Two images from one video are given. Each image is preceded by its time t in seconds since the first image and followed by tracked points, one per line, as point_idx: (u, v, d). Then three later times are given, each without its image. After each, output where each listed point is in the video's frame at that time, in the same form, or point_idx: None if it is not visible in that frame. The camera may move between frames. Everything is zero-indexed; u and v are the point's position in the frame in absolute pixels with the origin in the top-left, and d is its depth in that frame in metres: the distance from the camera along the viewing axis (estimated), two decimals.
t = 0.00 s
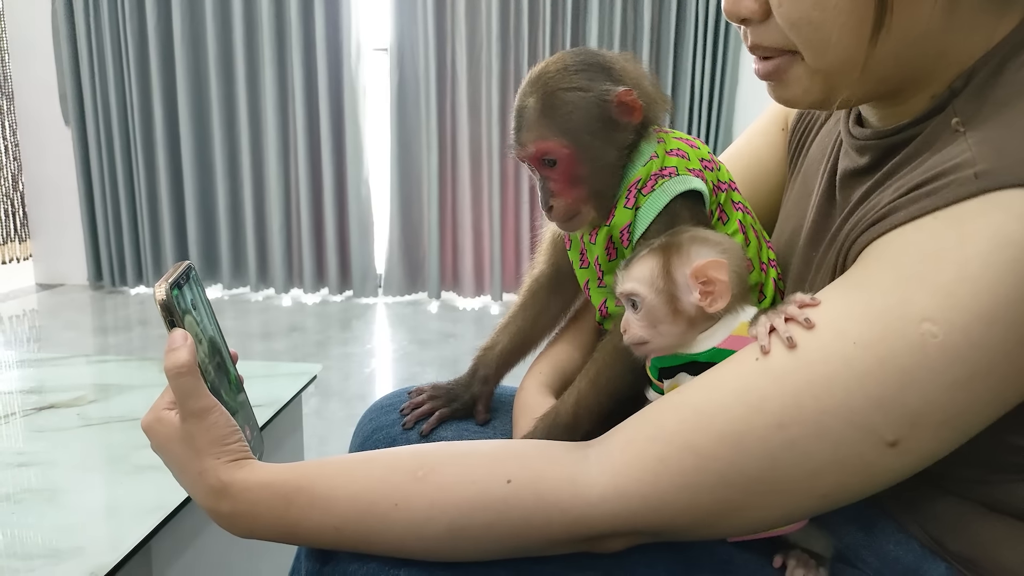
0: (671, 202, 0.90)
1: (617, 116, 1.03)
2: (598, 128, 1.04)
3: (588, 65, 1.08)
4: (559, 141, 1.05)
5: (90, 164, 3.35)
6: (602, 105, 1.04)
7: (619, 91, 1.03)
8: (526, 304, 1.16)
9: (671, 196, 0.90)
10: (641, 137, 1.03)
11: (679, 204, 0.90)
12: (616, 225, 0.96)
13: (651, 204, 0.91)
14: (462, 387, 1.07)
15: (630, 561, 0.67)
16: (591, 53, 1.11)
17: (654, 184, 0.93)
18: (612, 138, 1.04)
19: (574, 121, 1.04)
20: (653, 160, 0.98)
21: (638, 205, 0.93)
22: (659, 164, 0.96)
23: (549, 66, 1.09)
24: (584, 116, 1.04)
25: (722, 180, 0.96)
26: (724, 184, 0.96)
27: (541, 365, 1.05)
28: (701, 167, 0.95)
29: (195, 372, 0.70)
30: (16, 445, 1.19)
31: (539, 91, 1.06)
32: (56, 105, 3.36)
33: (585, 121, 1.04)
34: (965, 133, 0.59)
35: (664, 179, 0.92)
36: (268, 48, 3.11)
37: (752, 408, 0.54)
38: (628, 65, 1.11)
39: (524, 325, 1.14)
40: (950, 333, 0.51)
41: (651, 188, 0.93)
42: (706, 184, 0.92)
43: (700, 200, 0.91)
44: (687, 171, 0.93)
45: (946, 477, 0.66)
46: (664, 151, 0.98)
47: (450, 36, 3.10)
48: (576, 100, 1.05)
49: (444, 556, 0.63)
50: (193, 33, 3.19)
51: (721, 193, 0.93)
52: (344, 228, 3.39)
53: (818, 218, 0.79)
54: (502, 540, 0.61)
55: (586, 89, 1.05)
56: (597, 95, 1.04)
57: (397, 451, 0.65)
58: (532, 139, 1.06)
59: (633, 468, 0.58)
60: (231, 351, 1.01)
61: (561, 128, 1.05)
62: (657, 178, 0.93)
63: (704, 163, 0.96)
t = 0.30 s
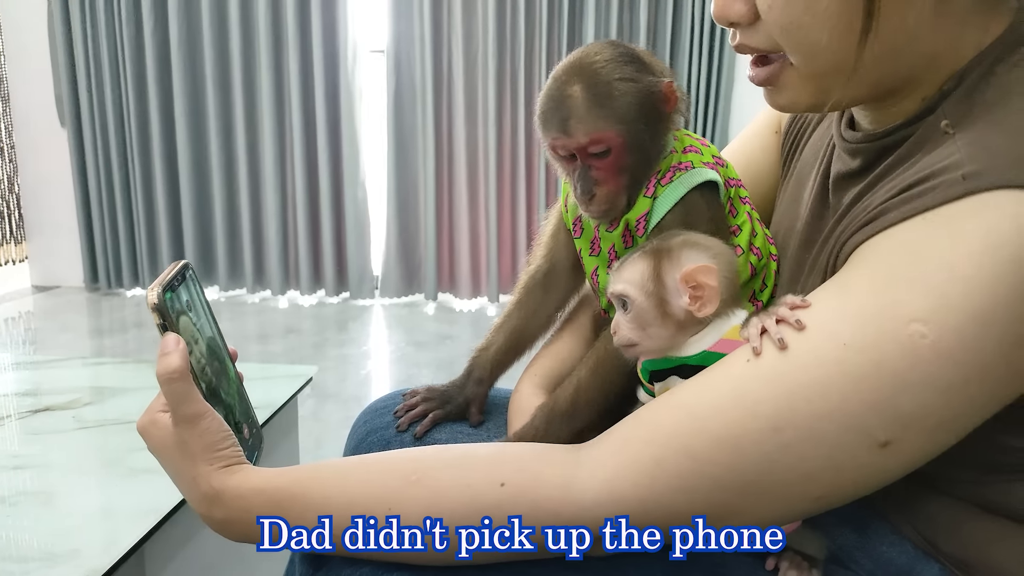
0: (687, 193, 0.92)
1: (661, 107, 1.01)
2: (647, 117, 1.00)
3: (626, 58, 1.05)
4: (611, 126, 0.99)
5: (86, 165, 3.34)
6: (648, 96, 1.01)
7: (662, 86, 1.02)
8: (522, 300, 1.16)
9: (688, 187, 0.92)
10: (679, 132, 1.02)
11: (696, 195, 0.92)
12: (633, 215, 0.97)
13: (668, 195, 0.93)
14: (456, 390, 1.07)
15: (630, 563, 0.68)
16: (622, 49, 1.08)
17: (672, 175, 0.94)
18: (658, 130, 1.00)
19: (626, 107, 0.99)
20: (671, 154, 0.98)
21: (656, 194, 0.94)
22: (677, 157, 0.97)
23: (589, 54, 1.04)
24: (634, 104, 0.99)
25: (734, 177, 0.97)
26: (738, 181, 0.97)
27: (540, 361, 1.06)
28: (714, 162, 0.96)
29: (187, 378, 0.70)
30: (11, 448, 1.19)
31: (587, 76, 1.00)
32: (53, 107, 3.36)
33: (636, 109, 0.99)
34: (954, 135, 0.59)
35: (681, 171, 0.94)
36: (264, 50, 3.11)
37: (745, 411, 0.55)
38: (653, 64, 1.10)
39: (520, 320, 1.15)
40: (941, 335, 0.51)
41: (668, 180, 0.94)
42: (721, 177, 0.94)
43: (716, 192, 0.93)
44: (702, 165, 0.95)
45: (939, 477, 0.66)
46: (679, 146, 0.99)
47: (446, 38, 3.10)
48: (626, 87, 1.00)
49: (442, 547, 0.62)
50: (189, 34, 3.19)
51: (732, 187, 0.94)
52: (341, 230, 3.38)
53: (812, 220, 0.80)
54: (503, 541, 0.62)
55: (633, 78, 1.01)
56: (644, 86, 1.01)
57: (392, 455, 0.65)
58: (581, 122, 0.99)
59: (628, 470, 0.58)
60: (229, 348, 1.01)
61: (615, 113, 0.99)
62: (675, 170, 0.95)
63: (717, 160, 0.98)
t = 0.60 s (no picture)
0: (699, 150, 0.89)
1: (640, 85, 1.04)
2: (624, 94, 1.04)
3: (620, 46, 1.10)
4: (587, 103, 1.05)
5: (83, 166, 3.34)
6: (628, 75, 1.05)
7: (643, 64, 1.04)
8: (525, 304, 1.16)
9: (701, 142, 0.90)
10: (665, 108, 1.03)
11: (708, 154, 0.89)
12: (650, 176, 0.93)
13: (682, 150, 0.90)
14: (448, 385, 1.07)
15: (625, 564, 0.68)
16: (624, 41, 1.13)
17: (683, 134, 0.92)
18: (637, 106, 1.04)
19: (602, 86, 1.04)
20: (677, 117, 0.98)
21: (670, 151, 0.92)
22: (687, 120, 0.96)
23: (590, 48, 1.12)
24: (611, 83, 1.04)
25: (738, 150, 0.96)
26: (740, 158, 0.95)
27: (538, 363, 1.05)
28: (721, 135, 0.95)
29: (188, 380, 0.70)
30: (6, 449, 1.19)
31: (573, 65, 1.08)
32: (49, 107, 3.35)
33: (612, 87, 1.04)
34: (943, 137, 0.60)
35: (693, 130, 0.92)
36: (261, 52, 3.11)
37: (737, 410, 0.55)
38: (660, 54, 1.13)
39: (519, 322, 1.14)
40: (929, 333, 0.51)
41: (680, 137, 0.93)
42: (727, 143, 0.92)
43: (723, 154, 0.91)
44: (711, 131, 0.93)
45: (929, 475, 0.67)
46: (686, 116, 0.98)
47: (443, 40, 3.10)
48: (605, 69, 1.05)
49: (443, 547, 0.63)
50: (186, 36, 3.19)
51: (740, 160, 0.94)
52: (337, 231, 3.39)
53: (806, 220, 0.80)
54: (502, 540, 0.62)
55: (616, 61, 1.06)
56: (624, 67, 1.05)
57: (387, 456, 0.66)
58: (564, 103, 1.07)
59: (622, 469, 0.58)
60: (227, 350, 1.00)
61: (590, 91, 1.05)
62: (685, 129, 0.93)
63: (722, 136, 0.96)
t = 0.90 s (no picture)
0: (712, 179, 0.91)
1: (654, 110, 1.04)
2: (637, 114, 1.04)
3: (644, 67, 1.10)
4: (599, 119, 1.05)
5: (82, 166, 3.34)
6: (644, 98, 1.05)
7: (661, 88, 1.04)
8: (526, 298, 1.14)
9: (716, 172, 0.92)
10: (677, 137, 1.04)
11: (720, 184, 0.91)
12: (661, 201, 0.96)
13: (695, 178, 0.92)
14: (449, 378, 1.07)
15: (621, 560, 0.68)
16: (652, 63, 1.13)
17: (697, 162, 0.95)
18: (648, 128, 1.04)
19: (616, 104, 1.05)
20: (694, 145, 1.00)
21: (683, 178, 0.94)
22: (702, 147, 0.99)
23: (615, 64, 1.12)
24: (625, 103, 1.05)
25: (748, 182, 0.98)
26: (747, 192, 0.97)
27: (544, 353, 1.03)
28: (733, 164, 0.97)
29: (188, 378, 0.70)
30: (7, 449, 1.19)
31: (594, 80, 1.09)
32: (48, 108, 3.36)
33: (627, 106, 1.05)
34: (937, 134, 0.60)
35: (707, 159, 0.95)
36: (260, 51, 3.11)
37: (734, 404, 0.55)
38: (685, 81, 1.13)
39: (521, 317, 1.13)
40: (923, 323, 0.51)
41: (694, 165, 0.95)
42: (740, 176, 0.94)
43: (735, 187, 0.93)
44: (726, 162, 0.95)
45: (926, 470, 0.67)
46: (703, 144, 1.00)
47: (442, 39, 3.11)
48: (622, 87, 1.06)
49: (443, 546, 0.63)
50: (185, 36, 3.19)
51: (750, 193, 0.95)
52: (337, 231, 3.39)
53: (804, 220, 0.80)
54: (501, 539, 0.62)
55: (635, 81, 1.07)
56: (643, 87, 1.05)
57: (385, 452, 0.66)
58: (578, 116, 1.08)
59: (619, 462, 0.58)
60: (231, 349, 1.00)
61: (605, 108, 1.06)
62: (700, 158, 0.96)
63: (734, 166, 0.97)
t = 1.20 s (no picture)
0: (635, 217, 0.89)
1: (591, 134, 1.02)
2: (572, 139, 1.03)
3: (586, 85, 1.08)
4: (536, 143, 1.04)
5: (84, 164, 3.35)
6: (581, 121, 1.03)
7: (596, 111, 1.02)
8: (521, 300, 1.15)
9: (635, 211, 0.89)
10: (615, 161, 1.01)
11: (643, 220, 0.89)
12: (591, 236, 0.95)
13: (618, 217, 0.90)
14: (450, 377, 1.07)
15: (620, 560, 0.68)
16: (600, 79, 1.10)
17: (622, 199, 0.92)
18: (585, 152, 1.03)
19: (553, 127, 1.04)
20: (627, 175, 0.96)
21: (607, 216, 0.92)
22: (632, 180, 0.95)
23: (558, 80, 1.10)
24: (561, 126, 1.03)
25: (694, 203, 0.94)
26: (699, 207, 0.94)
27: (517, 383, 0.91)
28: (673, 187, 0.93)
29: (197, 371, 0.71)
30: (8, 446, 1.19)
31: (535, 100, 1.08)
32: (50, 106, 3.36)
33: (563, 129, 1.03)
34: (934, 133, 0.60)
35: (632, 195, 0.91)
36: (262, 50, 3.11)
37: (733, 402, 0.55)
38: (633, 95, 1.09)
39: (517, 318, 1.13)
40: (921, 322, 0.52)
41: (619, 203, 0.92)
42: (676, 206, 0.90)
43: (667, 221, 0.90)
44: (657, 192, 0.91)
45: (925, 471, 0.67)
46: (639, 170, 0.96)
47: (444, 38, 3.11)
48: (559, 109, 1.05)
49: (443, 546, 0.63)
50: (186, 35, 3.19)
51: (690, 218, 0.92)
52: (338, 230, 3.39)
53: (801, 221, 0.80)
54: (501, 539, 0.63)
55: (573, 102, 1.05)
56: (579, 110, 1.04)
57: (386, 451, 0.66)
58: (517, 137, 1.07)
59: (619, 461, 0.58)
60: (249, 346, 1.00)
61: (542, 131, 1.05)
62: (627, 194, 0.92)
63: (680, 185, 0.94)
